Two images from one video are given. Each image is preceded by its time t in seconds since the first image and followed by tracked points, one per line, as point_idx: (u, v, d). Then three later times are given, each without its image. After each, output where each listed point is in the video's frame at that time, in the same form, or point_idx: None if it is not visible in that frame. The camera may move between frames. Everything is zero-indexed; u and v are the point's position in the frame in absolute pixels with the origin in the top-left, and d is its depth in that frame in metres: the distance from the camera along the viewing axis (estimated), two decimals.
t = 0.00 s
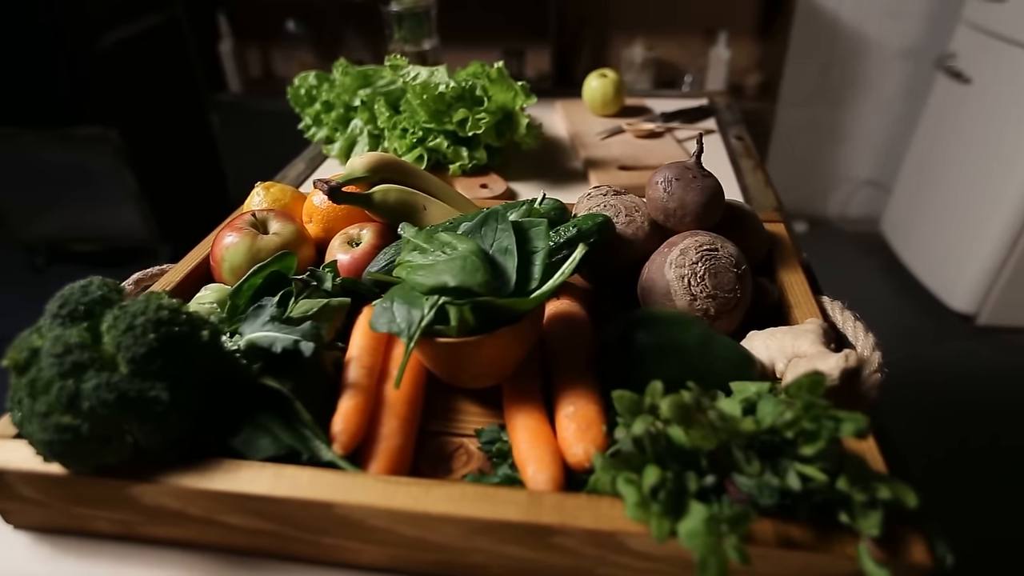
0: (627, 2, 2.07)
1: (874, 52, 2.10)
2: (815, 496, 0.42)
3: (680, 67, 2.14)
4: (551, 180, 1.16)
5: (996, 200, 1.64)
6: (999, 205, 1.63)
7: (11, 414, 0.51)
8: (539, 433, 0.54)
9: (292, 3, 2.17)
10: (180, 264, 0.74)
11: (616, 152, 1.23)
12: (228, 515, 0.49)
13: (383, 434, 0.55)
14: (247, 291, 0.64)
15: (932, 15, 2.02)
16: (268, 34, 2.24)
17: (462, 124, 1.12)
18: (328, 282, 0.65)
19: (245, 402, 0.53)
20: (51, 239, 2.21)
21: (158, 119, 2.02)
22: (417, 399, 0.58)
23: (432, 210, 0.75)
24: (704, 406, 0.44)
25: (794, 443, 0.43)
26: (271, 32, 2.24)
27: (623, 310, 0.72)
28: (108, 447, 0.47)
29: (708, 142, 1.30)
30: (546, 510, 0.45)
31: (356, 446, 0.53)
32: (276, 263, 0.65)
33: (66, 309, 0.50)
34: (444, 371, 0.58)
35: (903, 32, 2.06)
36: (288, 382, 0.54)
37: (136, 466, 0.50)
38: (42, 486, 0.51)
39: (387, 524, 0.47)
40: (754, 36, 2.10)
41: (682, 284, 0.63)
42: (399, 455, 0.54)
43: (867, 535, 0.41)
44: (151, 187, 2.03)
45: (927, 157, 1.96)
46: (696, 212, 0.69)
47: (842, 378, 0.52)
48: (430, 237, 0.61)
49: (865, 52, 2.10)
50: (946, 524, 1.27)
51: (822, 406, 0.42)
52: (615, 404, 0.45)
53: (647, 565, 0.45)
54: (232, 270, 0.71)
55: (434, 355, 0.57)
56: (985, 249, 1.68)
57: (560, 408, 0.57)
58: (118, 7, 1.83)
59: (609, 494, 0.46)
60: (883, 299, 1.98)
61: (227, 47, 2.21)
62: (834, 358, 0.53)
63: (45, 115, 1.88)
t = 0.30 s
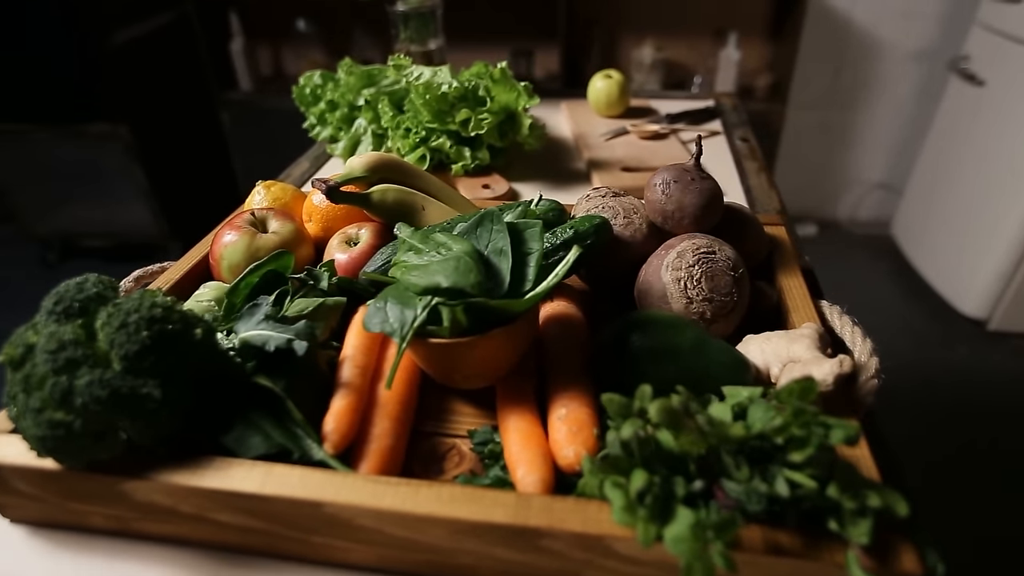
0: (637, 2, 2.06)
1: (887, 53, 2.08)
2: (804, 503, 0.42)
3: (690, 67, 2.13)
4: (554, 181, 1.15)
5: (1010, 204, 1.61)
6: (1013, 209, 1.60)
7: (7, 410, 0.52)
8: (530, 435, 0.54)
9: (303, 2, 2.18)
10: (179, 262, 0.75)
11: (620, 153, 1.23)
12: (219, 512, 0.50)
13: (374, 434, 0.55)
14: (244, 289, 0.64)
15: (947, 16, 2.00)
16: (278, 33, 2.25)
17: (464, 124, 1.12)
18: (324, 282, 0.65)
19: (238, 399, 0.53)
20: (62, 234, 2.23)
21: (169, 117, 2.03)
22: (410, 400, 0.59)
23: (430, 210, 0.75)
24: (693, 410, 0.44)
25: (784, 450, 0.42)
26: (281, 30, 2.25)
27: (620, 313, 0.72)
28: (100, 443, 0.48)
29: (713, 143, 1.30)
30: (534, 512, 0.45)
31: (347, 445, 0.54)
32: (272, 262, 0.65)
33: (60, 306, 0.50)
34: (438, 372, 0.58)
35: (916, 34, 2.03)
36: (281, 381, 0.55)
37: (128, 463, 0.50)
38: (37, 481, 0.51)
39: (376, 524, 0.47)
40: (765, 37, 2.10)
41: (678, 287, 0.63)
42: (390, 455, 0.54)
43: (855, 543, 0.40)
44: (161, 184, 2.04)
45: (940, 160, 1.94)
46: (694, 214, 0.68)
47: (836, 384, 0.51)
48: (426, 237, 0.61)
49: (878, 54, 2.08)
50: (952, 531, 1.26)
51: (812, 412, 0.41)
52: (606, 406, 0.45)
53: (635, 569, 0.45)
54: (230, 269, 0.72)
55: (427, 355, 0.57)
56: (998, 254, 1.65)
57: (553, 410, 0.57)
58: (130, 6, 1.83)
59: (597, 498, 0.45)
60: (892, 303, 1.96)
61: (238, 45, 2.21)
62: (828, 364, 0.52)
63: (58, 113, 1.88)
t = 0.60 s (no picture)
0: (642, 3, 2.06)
1: (894, 55, 2.07)
2: (796, 507, 0.42)
3: (695, 68, 2.12)
4: (556, 181, 1.15)
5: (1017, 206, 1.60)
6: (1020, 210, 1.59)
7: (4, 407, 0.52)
8: (526, 436, 0.54)
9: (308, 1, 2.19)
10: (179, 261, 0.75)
11: (622, 154, 1.22)
12: (214, 511, 0.50)
13: (370, 434, 0.55)
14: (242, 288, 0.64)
15: (955, 17, 1.98)
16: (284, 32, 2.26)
17: (466, 124, 1.12)
18: (322, 282, 0.65)
19: (234, 398, 0.53)
20: (69, 231, 2.25)
21: (175, 116, 2.04)
22: (406, 400, 0.59)
23: (430, 210, 0.75)
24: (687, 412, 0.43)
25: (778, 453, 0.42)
26: (287, 30, 2.25)
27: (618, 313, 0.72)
28: (97, 441, 0.48)
29: (716, 145, 1.29)
30: (527, 513, 0.45)
31: (342, 445, 0.54)
32: (270, 262, 0.65)
33: (58, 304, 0.51)
34: (434, 373, 0.58)
35: (924, 35, 2.02)
36: (277, 380, 0.55)
37: (123, 461, 0.50)
38: (34, 478, 0.52)
39: (369, 524, 0.47)
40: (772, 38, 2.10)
41: (676, 288, 0.63)
42: (385, 455, 0.54)
43: (849, 547, 0.40)
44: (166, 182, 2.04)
45: (947, 161, 1.92)
46: (693, 216, 0.68)
47: (831, 388, 0.51)
48: (423, 237, 0.61)
49: (885, 55, 2.07)
50: (956, 536, 1.25)
51: (807, 415, 0.41)
52: (600, 407, 0.45)
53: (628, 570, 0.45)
54: (229, 268, 0.72)
55: (423, 356, 0.57)
56: (1005, 257, 1.64)
57: (549, 411, 0.57)
58: (137, 6, 1.84)
59: (590, 499, 0.45)
60: (897, 305, 1.95)
61: (243, 45, 2.17)
62: (823, 368, 0.52)
63: (64, 112, 1.89)
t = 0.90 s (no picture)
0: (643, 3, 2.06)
1: (895, 55, 2.06)
2: (795, 508, 0.42)
3: (696, 68, 2.12)
4: (556, 181, 1.15)
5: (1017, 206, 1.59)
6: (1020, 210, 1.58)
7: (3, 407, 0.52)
8: (525, 437, 0.54)
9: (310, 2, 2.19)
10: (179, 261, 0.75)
11: (623, 154, 1.22)
12: (213, 511, 0.50)
13: (369, 434, 0.55)
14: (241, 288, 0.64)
15: (957, 17, 1.98)
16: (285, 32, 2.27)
17: (466, 125, 1.12)
18: (321, 282, 0.65)
19: (234, 399, 0.53)
20: (70, 231, 2.25)
21: (176, 116, 2.04)
22: (406, 401, 0.59)
23: (430, 211, 0.75)
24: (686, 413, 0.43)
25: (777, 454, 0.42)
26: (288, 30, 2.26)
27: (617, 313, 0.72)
28: (96, 441, 0.48)
29: (717, 145, 1.29)
30: (526, 514, 0.45)
31: (341, 445, 0.54)
32: (270, 262, 0.65)
33: (57, 304, 0.51)
34: (434, 373, 0.58)
35: (925, 36, 2.02)
36: (276, 380, 0.55)
37: (122, 461, 0.50)
38: (34, 477, 0.52)
39: (368, 524, 0.47)
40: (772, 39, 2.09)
41: (675, 289, 0.63)
42: (384, 455, 0.54)
43: (848, 548, 0.40)
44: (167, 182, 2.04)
45: (949, 162, 1.92)
46: (693, 217, 0.68)
47: (830, 389, 0.51)
48: (422, 238, 0.61)
49: (886, 55, 2.07)
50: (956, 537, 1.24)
51: (806, 416, 0.41)
52: (599, 407, 0.45)
53: (626, 570, 0.45)
54: (229, 268, 0.72)
55: (422, 356, 0.57)
56: (1005, 257, 1.64)
57: (549, 412, 0.57)
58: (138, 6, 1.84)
59: (589, 500, 0.45)
60: (898, 306, 1.95)
61: (244, 44, 2.19)
62: (823, 369, 0.52)
63: (66, 112, 1.88)
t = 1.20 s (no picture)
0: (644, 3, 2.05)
1: (895, 55, 2.06)
2: (795, 508, 0.42)
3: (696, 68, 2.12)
4: (556, 181, 1.15)
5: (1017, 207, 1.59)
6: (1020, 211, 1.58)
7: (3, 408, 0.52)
8: (525, 437, 0.54)
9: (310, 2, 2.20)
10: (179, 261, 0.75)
11: (623, 154, 1.22)
12: (213, 511, 0.50)
13: (369, 434, 0.55)
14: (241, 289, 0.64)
15: (957, 17, 1.98)
16: (285, 32, 2.27)
17: (466, 125, 1.12)
18: (321, 282, 0.65)
19: (234, 399, 0.53)
20: (70, 232, 2.25)
21: (176, 116, 2.04)
22: (406, 402, 0.59)
23: (430, 211, 0.75)
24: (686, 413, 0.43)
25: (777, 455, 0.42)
26: (289, 30, 2.26)
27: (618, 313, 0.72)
28: (96, 441, 0.48)
29: (717, 145, 1.29)
30: (525, 514, 0.45)
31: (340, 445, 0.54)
32: (270, 262, 0.65)
33: (57, 304, 0.51)
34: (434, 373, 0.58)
35: (926, 36, 2.01)
36: (276, 381, 0.55)
37: (122, 462, 0.50)
38: (34, 477, 0.52)
39: (368, 524, 0.47)
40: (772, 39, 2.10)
41: (675, 289, 0.63)
42: (384, 456, 0.54)
43: (848, 549, 0.40)
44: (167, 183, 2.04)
45: (949, 161, 1.92)
46: (693, 217, 0.68)
47: (830, 388, 0.51)
48: (423, 238, 0.60)
49: (886, 55, 2.07)
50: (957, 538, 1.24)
51: (806, 417, 0.42)
52: (598, 407, 0.45)
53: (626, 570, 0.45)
54: (229, 269, 0.72)
55: (422, 356, 0.57)
56: (1005, 257, 1.64)
57: (549, 412, 0.57)
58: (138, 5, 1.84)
59: (589, 500, 0.45)
60: (899, 306, 1.95)
61: (244, 44, 2.17)
62: (822, 369, 0.52)
63: (63, 113, 1.87)
